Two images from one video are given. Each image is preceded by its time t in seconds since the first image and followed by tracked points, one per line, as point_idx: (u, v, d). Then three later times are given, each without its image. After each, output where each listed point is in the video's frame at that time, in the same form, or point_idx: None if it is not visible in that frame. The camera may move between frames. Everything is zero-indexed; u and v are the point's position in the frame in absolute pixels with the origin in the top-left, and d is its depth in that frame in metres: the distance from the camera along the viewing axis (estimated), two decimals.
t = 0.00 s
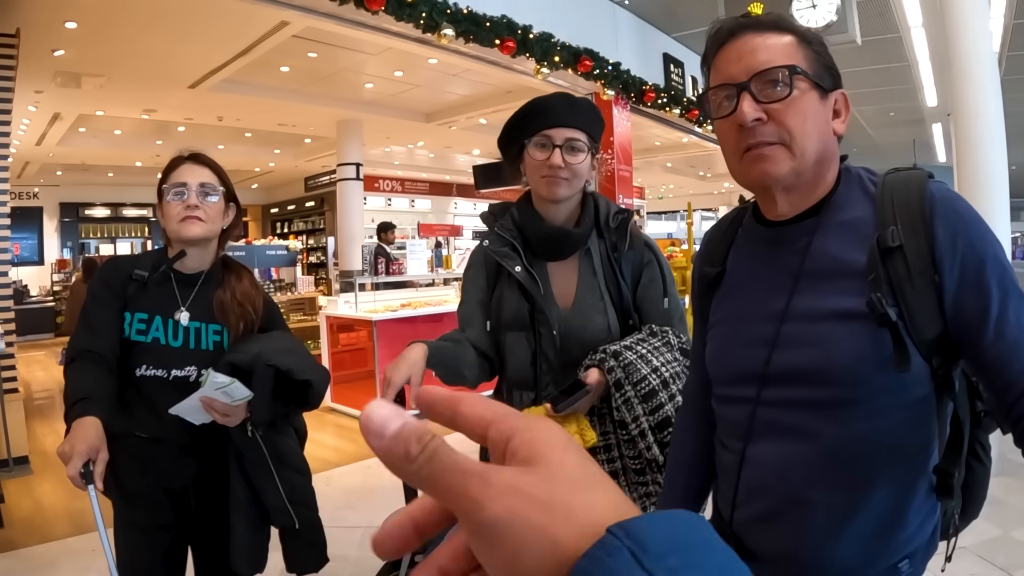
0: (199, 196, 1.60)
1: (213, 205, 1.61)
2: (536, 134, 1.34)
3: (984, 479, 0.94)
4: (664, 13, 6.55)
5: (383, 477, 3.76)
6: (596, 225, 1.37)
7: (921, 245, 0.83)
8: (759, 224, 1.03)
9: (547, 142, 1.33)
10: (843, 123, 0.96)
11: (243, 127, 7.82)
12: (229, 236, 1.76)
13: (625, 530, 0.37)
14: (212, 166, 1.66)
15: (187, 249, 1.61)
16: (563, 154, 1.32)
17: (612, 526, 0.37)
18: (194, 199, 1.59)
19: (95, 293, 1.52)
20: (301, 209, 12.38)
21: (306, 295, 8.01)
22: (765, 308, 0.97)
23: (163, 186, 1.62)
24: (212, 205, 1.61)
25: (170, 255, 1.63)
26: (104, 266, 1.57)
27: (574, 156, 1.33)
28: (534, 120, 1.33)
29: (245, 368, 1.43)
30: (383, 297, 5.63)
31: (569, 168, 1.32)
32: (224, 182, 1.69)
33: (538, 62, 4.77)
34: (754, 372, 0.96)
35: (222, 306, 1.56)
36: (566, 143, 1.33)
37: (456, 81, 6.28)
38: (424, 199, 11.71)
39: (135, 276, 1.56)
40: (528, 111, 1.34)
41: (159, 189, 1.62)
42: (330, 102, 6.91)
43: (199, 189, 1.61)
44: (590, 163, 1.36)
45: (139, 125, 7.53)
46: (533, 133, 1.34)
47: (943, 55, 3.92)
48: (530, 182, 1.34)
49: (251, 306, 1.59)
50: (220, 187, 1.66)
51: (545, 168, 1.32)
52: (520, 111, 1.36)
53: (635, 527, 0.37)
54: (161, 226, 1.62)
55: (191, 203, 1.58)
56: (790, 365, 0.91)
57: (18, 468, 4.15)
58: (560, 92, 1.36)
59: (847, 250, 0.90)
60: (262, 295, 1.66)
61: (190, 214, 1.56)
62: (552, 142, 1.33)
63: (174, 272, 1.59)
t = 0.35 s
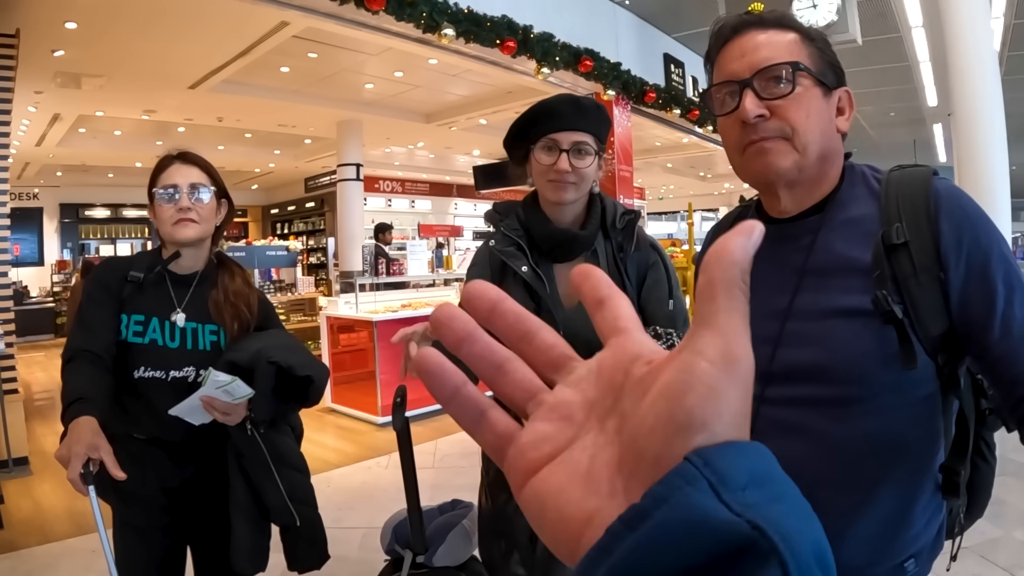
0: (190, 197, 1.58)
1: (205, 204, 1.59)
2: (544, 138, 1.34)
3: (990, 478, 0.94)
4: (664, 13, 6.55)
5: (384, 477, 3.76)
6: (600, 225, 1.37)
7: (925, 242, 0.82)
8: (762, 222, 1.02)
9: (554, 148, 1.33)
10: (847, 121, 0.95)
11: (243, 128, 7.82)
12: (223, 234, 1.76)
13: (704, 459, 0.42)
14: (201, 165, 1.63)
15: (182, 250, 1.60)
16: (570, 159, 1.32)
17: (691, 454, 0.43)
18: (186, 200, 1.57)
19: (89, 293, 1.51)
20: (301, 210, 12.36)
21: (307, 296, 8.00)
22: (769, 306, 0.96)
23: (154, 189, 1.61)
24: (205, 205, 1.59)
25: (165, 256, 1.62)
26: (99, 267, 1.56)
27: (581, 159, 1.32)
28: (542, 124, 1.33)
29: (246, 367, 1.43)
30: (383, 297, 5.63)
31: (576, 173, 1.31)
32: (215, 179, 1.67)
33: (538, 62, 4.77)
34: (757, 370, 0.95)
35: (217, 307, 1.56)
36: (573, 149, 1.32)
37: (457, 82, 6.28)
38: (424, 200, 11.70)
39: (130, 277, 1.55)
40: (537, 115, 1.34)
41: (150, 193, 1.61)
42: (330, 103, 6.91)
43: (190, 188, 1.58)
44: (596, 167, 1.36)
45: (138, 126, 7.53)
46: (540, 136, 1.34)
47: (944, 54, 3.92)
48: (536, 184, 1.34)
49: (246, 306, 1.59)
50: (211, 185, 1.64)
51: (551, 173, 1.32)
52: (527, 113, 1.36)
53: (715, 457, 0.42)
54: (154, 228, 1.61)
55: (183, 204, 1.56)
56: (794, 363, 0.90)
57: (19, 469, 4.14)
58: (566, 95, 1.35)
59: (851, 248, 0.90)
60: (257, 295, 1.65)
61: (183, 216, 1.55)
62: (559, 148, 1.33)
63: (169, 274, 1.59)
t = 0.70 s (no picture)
0: (184, 194, 1.58)
1: (199, 201, 1.60)
2: (547, 139, 1.34)
3: (990, 477, 0.94)
4: (665, 13, 6.55)
5: (385, 477, 3.76)
6: (602, 226, 1.37)
7: (925, 243, 0.83)
8: (762, 222, 1.03)
9: (557, 148, 1.32)
10: (847, 122, 0.96)
11: (244, 128, 7.83)
12: (219, 230, 1.76)
13: None
14: (194, 163, 1.63)
15: (180, 249, 1.60)
16: (573, 158, 1.31)
17: None
18: (181, 199, 1.57)
19: (92, 292, 1.52)
20: (302, 209, 12.38)
21: (308, 295, 8.00)
22: (769, 307, 0.96)
23: (147, 190, 1.61)
24: (199, 202, 1.60)
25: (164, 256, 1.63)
26: (101, 265, 1.57)
27: (583, 159, 1.32)
28: (546, 125, 1.33)
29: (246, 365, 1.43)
30: (384, 297, 5.63)
31: (579, 172, 1.31)
32: (208, 176, 1.67)
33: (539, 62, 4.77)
34: (759, 370, 0.96)
35: (217, 306, 1.56)
36: (574, 147, 1.32)
37: (458, 82, 6.29)
38: (424, 200, 11.72)
39: (131, 276, 1.55)
40: (542, 115, 1.33)
41: (144, 195, 1.61)
42: (331, 103, 6.92)
43: (183, 187, 1.58)
44: (599, 167, 1.36)
45: (139, 126, 7.54)
46: (542, 136, 1.34)
47: (945, 55, 3.92)
48: (540, 186, 1.34)
49: (245, 305, 1.59)
50: (204, 183, 1.64)
51: (554, 172, 1.32)
52: (530, 114, 1.35)
53: None
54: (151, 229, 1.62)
55: (178, 203, 1.56)
56: (794, 363, 0.91)
57: (20, 469, 4.15)
58: (568, 96, 1.34)
59: (852, 248, 0.90)
60: (256, 293, 1.66)
61: (179, 214, 1.56)
62: (561, 147, 1.32)
63: (169, 273, 1.59)
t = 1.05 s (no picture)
0: (189, 193, 1.58)
1: (205, 199, 1.60)
2: (542, 137, 1.33)
3: (992, 475, 0.94)
4: (666, 12, 6.55)
5: (385, 477, 3.76)
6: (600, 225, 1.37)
7: (927, 240, 0.82)
8: (763, 220, 1.03)
9: (550, 147, 1.32)
10: (848, 120, 0.95)
11: (245, 127, 7.84)
12: (225, 229, 1.76)
13: None
14: (199, 161, 1.63)
15: (185, 247, 1.59)
16: (567, 157, 1.31)
17: None
18: (186, 196, 1.57)
19: (98, 285, 1.53)
20: (303, 209, 12.39)
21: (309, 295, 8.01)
22: (770, 305, 0.96)
23: (153, 189, 1.61)
24: (205, 200, 1.60)
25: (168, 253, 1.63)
26: (108, 260, 1.57)
27: (578, 158, 1.31)
28: (541, 124, 1.32)
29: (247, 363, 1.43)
30: (384, 297, 5.63)
31: (573, 171, 1.31)
32: (214, 175, 1.67)
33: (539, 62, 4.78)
34: (760, 369, 0.95)
35: (220, 304, 1.56)
36: (568, 146, 1.32)
37: (459, 81, 6.29)
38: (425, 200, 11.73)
39: (135, 272, 1.55)
40: (537, 114, 1.33)
41: (150, 193, 1.61)
42: (332, 103, 6.93)
43: (189, 186, 1.58)
44: (595, 165, 1.35)
45: (140, 125, 7.55)
46: (537, 136, 1.34)
47: (946, 54, 3.90)
48: (535, 184, 1.34)
49: (248, 304, 1.59)
50: (210, 181, 1.64)
51: (549, 171, 1.32)
52: (525, 114, 1.35)
53: None
54: (156, 227, 1.62)
55: (183, 201, 1.56)
56: (794, 362, 0.91)
57: (20, 468, 4.15)
58: (563, 95, 1.34)
59: (853, 246, 0.89)
60: (259, 292, 1.66)
61: (185, 212, 1.56)
62: (555, 145, 1.32)
63: (173, 272, 1.59)
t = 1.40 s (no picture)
0: (181, 191, 1.59)
1: (196, 197, 1.61)
2: (521, 139, 1.35)
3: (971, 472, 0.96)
4: (663, 12, 6.56)
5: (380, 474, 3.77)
6: (583, 223, 1.38)
7: (903, 237, 0.84)
8: (744, 218, 1.04)
9: (528, 149, 1.34)
10: (826, 118, 0.97)
11: (242, 125, 7.84)
12: (216, 226, 1.77)
13: (618, 544, 0.30)
14: (191, 160, 1.65)
15: (176, 245, 1.61)
16: (544, 159, 1.33)
17: (602, 540, 0.30)
18: (178, 194, 1.59)
19: (90, 280, 1.53)
20: (301, 207, 12.39)
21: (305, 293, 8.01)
22: (751, 303, 0.98)
23: (145, 186, 1.62)
24: (196, 198, 1.61)
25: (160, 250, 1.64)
26: (100, 256, 1.58)
27: (555, 159, 1.33)
28: (520, 126, 1.34)
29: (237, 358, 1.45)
30: (380, 294, 5.62)
31: (550, 172, 1.33)
32: (206, 173, 1.68)
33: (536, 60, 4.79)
34: (742, 366, 0.97)
35: (210, 300, 1.58)
36: (546, 148, 1.34)
37: (456, 79, 6.29)
38: (422, 198, 11.74)
39: (127, 267, 1.57)
40: (515, 117, 1.35)
41: (142, 190, 1.62)
42: (329, 101, 6.93)
43: (181, 183, 1.60)
44: (575, 164, 1.37)
45: (137, 122, 7.54)
46: (515, 139, 1.36)
47: (942, 54, 3.92)
48: (515, 185, 1.36)
49: (238, 300, 1.61)
50: (202, 180, 1.66)
51: (527, 173, 1.34)
52: (502, 119, 1.37)
53: (631, 539, 0.30)
54: (147, 225, 1.63)
55: (174, 199, 1.58)
56: (774, 358, 0.92)
57: (16, 464, 4.16)
58: (539, 98, 1.37)
59: (831, 243, 0.91)
60: (249, 289, 1.68)
61: (176, 210, 1.57)
62: (533, 148, 1.34)
63: (165, 268, 1.61)
